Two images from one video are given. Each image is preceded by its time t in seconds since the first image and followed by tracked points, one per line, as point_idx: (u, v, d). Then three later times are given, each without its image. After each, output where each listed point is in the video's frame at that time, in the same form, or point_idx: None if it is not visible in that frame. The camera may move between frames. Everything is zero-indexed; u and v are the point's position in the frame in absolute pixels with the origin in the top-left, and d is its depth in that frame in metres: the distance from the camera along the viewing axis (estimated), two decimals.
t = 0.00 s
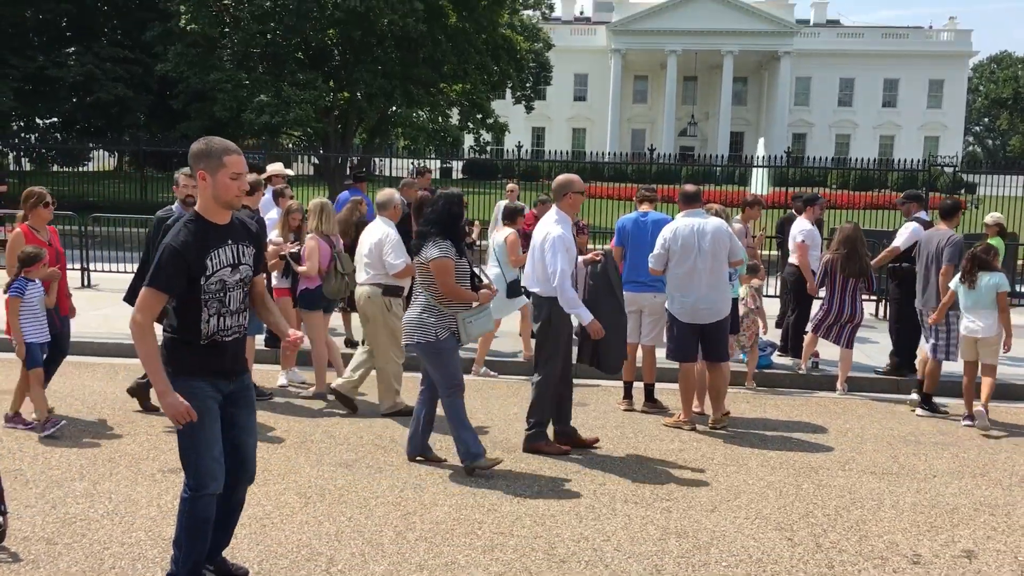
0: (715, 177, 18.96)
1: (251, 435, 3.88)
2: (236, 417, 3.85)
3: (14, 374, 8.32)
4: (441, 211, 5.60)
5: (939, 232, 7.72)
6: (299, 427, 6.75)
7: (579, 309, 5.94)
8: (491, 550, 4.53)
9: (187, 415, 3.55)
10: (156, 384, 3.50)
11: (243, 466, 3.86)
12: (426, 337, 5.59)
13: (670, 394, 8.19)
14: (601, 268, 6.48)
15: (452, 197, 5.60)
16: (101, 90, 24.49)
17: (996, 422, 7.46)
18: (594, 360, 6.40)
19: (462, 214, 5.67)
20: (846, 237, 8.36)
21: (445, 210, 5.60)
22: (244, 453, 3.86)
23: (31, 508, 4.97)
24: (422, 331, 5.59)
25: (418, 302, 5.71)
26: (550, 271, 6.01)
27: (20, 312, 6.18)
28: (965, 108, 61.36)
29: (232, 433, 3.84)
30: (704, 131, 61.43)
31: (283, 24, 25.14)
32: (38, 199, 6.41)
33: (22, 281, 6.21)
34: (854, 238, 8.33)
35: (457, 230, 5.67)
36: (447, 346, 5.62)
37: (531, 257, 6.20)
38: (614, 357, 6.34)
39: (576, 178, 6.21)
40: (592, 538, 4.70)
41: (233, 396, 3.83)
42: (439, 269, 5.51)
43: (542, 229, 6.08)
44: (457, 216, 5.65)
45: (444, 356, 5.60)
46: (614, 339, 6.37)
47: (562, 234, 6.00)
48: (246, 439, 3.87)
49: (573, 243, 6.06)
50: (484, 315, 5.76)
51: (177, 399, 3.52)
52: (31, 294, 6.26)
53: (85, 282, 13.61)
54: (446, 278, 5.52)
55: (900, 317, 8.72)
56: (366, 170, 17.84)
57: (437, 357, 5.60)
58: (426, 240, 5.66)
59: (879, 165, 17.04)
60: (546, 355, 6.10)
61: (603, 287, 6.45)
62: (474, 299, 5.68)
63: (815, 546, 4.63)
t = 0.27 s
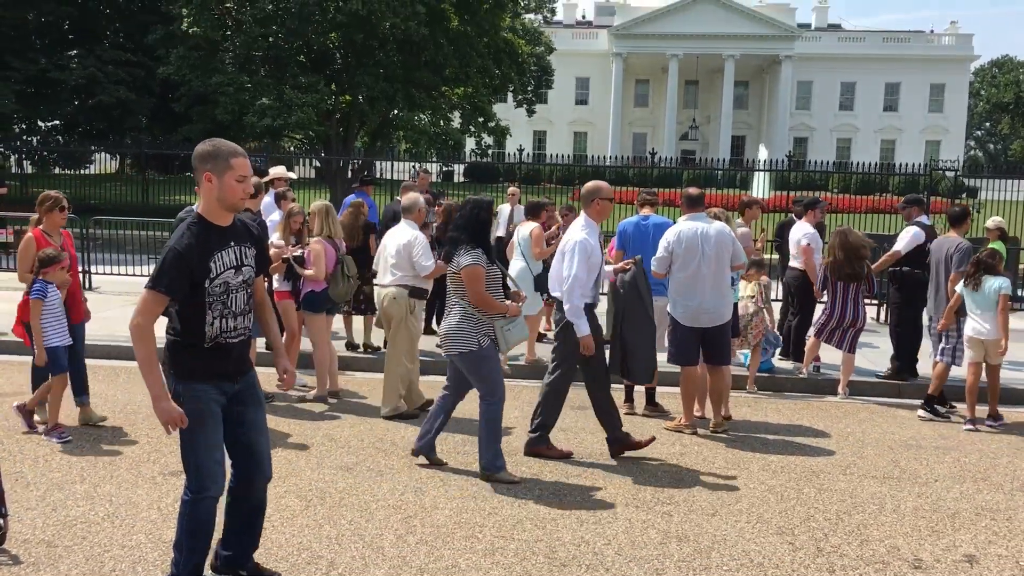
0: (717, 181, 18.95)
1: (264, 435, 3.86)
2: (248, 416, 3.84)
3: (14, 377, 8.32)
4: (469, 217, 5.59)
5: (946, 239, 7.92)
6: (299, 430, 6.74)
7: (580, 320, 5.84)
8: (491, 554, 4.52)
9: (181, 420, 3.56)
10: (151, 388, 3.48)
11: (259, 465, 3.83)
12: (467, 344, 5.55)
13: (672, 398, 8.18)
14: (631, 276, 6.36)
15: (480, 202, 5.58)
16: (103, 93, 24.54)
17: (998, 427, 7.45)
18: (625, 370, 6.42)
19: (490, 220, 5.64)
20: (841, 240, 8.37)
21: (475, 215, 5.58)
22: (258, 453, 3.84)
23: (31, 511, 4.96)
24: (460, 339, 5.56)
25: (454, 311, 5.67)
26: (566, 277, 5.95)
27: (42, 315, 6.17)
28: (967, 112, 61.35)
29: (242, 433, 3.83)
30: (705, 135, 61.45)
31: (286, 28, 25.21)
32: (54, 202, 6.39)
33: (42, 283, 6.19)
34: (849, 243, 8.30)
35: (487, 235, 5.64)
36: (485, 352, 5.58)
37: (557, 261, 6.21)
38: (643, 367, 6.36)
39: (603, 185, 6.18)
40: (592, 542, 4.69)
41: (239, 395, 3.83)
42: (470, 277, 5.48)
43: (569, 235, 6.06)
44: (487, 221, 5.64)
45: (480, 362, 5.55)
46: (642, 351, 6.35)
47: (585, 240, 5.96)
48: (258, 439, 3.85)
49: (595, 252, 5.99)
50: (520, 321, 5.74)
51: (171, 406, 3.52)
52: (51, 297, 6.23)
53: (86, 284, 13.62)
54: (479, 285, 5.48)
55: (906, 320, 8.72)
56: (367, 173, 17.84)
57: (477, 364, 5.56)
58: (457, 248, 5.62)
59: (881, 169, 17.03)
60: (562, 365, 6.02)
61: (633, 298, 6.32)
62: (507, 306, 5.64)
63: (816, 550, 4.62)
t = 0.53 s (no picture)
0: (720, 176, 18.94)
1: (264, 432, 3.86)
2: (251, 413, 3.83)
3: (18, 372, 8.34)
4: (498, 211, 5.56)
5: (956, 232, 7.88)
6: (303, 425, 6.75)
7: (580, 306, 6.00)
8: (495, 548, 4.53)
9: (222, 409, 3.58)
10: (188, 375, 3.54)
11: (257, 462, 3.84)
12: (491, 340, 5.54)
13: (674, 393, 8.18)
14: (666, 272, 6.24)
15: (511, 196, 5.56)
16: (106, 89, 24.57)
17: (1002, 421, 7.45)
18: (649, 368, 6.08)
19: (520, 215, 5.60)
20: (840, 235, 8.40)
21: (507, 209, 5.56)
22: (258, 449, 3.84)
23: (35, 505, 4.98)
24: (485, 334, 5.54)
25: (480, 304, 5.65)
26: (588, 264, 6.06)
27: (64, 312, 6.11)
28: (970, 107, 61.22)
29: (244, 429, 3.83)
30: (708, 129, 61.39)
31: (288, 23, 25.20)
32: (77, 199, 6.41)
33: (61, 279, 6.15)
34: (847, 237, 8.37)
35: (518, 229, 5.61)
36: (511, 349, 5.57)
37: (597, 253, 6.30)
38: (666, 363, 6.01)
39: (636, 179, 6.10)
40: (595, 536, 4.70)
41: (246, 391, 3.82)
42: (501, 271, 5.45)
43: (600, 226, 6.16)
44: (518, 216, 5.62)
45: (502, 358, 5.53)
46: (666, 347, 6.01)
47: (613, 232, 6.05)
48: (259, 435, 3.85)
49: (624, 245, 6.04)
50: (552, 313, 5.59)
51: (212, 392, 3.57)
52: (70, 294, 6.18)
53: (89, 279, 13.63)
54: (510, 280, 5.45)
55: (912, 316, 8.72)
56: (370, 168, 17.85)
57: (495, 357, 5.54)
58: (485, 241, 5.59)
59: (884, 164, 17.00)
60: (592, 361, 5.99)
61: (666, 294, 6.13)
62: (541, 298, 5.57)
63: (819, 545, 4.63)
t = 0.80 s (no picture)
0: (722, 172, 18.90)
1: (265, 426, 3.88)
2: (255, 407, 3.84)
3: (20, 368, 8.35)
4: (521, 208, 5.43)
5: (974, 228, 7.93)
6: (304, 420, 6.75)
7: (615, 302, 5.90)
8: (496, 543, 4.53)
9: (247, 399, 3.59)
10: (215, 365, 3.53)
11: (255, 456, 3.86)
12: (508, 338, 5.48)
13: (676, 389, 8.18)
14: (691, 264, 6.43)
15: (536, 193, 5.44)
16: (106, 84, 24.56)
17: (1003, 416, 7.45)
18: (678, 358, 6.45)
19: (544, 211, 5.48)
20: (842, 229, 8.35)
21: (531, 206, 5.44)
22: (257, 443, 3.86)
23: (36, 501, 4.98)
24: (505, 332, 5.48)
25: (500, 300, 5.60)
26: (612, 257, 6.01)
27: (84, 311, 6.07)
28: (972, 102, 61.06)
29: (246, 424, 3.84)
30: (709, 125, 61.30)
31: (288, 19, 25.18)
32: (99, 196, 6.39)
33: (85, 278, 6.10)
34: (848, 231, 8.33)
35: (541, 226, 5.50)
36: (530, 347, 5.50)
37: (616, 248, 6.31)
38: (697, 355, 6.36)
39: (662, 174, 6.06)
40: (597, 531, 4.70)
41: (251, 386, 3.82)
42: (524, 268, 5.36)
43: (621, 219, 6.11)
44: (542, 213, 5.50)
45: (518, 357, 5.49)
46: (695, 338, 6.35)
47: (638, 224, 5.98)
48: (260, 430, 3.86)
49: (647, 237, 5.98)
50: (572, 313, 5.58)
51: (235, 383, 3.56)
52: (92, 293, 6.14)
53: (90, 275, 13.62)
54: (533, 279, 5.37)
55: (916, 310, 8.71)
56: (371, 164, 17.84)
57: (513, 357, 5.49)
58: (506, 237, 5.50)
59: (887, 159, 16.95)
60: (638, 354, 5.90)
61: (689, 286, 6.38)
62: (562, 297, 5.53)
63: (820, 540, 4.62)
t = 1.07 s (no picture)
0: (720, 170, 18.90)
1: (267, 424, 3.88)
2: (259, 405, 3.85)
3: (19, 366, 8.35)
4: (547, 209, 5.49)
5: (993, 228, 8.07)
6: (304, 418, 6.75)
7: (649, 302, 5.74)
8: (495, 542, 4.54)
9: (283, 382, 3.60)
10: (241, 355, 3.55)
11: (256, 454, 3.85)
12: (533, 337, 5.46)
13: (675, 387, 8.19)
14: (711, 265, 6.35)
15: (563, 195, 5.47)
16: (104, 83, 24.55)
17: (1001, 414, 7.45)
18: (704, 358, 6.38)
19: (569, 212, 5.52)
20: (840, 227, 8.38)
21: (558, 207, 5.48)
22: (259, 441, 3.86)
23: (36, 499, 4.99)
24: (531, 332, 5.46)
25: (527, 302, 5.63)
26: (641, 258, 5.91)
27: (105, 308, 6.06)
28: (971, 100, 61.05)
29: (250, 421, 3.84)
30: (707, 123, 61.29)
31: (286, 17, 25.17)
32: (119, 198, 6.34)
33: (109, 275, 6.09)
34: (849, 230, 8.34)
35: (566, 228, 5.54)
36: (559, 350, 5.46)
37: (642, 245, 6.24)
38: (724, 356, 6.31)
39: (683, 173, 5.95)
40: (595, 530, 4.71)
41: (256, 384, 3.83)
42: (547, 267, 5.40)
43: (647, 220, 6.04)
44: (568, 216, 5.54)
45: (545, 360, 5.45)
46: (721, 339, 6.26)
47: (664, 226, 5.86)
48: (261, 428, 3.87)
49: (674, 240, 5.91)
50: (603, 313, 5.57)
51: (270, 370, 3.58)
52: (116, 290, 6.12)
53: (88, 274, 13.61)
54: (556, 279, 5.38)
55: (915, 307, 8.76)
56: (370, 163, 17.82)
57: (543, 359, 5.45)
58: (531, 238, 5.54)
59: (885, 157, 16.95)
60: (665, 357, 5.90)
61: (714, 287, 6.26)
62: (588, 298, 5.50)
63: (818, 538, 4.63)
